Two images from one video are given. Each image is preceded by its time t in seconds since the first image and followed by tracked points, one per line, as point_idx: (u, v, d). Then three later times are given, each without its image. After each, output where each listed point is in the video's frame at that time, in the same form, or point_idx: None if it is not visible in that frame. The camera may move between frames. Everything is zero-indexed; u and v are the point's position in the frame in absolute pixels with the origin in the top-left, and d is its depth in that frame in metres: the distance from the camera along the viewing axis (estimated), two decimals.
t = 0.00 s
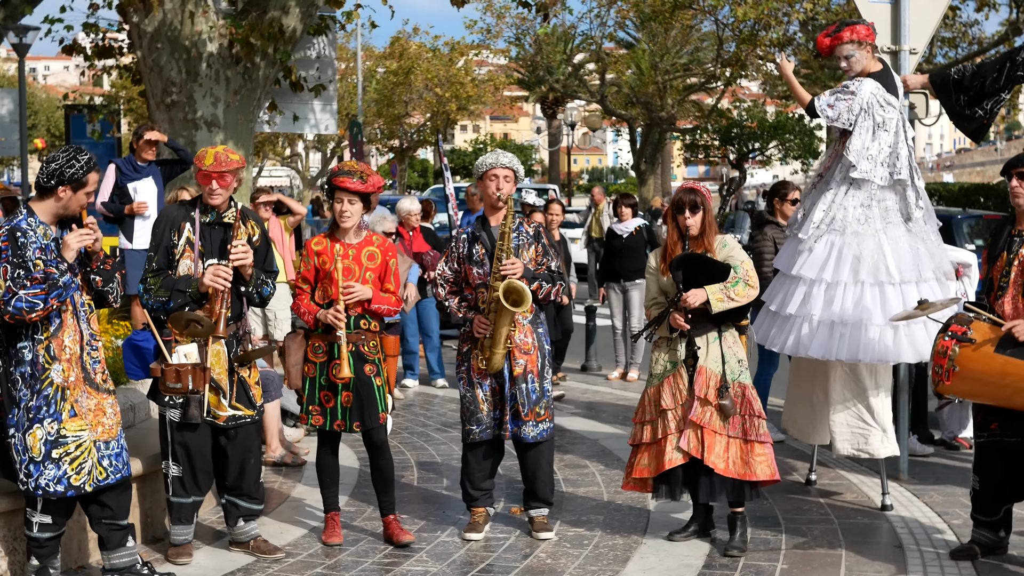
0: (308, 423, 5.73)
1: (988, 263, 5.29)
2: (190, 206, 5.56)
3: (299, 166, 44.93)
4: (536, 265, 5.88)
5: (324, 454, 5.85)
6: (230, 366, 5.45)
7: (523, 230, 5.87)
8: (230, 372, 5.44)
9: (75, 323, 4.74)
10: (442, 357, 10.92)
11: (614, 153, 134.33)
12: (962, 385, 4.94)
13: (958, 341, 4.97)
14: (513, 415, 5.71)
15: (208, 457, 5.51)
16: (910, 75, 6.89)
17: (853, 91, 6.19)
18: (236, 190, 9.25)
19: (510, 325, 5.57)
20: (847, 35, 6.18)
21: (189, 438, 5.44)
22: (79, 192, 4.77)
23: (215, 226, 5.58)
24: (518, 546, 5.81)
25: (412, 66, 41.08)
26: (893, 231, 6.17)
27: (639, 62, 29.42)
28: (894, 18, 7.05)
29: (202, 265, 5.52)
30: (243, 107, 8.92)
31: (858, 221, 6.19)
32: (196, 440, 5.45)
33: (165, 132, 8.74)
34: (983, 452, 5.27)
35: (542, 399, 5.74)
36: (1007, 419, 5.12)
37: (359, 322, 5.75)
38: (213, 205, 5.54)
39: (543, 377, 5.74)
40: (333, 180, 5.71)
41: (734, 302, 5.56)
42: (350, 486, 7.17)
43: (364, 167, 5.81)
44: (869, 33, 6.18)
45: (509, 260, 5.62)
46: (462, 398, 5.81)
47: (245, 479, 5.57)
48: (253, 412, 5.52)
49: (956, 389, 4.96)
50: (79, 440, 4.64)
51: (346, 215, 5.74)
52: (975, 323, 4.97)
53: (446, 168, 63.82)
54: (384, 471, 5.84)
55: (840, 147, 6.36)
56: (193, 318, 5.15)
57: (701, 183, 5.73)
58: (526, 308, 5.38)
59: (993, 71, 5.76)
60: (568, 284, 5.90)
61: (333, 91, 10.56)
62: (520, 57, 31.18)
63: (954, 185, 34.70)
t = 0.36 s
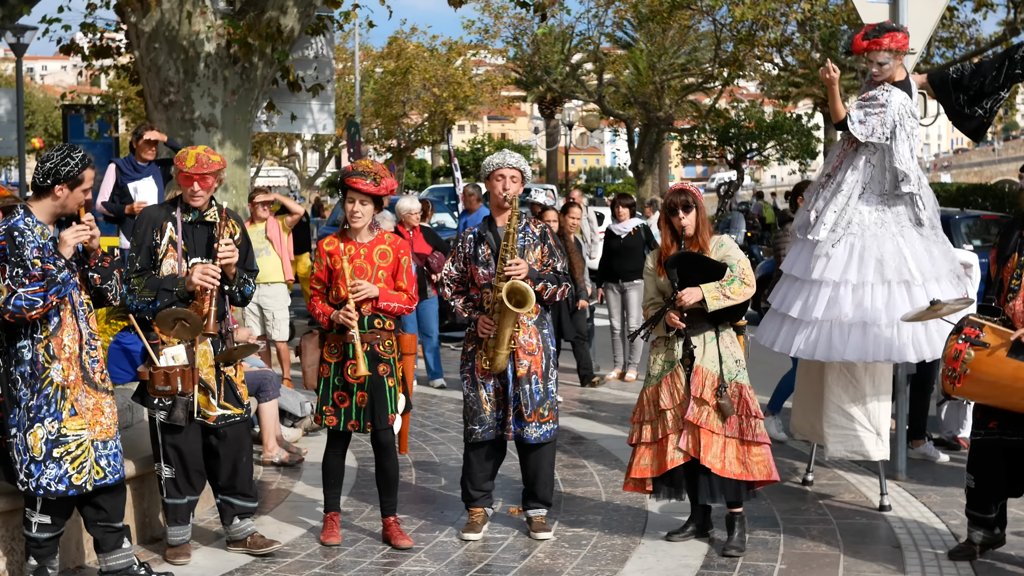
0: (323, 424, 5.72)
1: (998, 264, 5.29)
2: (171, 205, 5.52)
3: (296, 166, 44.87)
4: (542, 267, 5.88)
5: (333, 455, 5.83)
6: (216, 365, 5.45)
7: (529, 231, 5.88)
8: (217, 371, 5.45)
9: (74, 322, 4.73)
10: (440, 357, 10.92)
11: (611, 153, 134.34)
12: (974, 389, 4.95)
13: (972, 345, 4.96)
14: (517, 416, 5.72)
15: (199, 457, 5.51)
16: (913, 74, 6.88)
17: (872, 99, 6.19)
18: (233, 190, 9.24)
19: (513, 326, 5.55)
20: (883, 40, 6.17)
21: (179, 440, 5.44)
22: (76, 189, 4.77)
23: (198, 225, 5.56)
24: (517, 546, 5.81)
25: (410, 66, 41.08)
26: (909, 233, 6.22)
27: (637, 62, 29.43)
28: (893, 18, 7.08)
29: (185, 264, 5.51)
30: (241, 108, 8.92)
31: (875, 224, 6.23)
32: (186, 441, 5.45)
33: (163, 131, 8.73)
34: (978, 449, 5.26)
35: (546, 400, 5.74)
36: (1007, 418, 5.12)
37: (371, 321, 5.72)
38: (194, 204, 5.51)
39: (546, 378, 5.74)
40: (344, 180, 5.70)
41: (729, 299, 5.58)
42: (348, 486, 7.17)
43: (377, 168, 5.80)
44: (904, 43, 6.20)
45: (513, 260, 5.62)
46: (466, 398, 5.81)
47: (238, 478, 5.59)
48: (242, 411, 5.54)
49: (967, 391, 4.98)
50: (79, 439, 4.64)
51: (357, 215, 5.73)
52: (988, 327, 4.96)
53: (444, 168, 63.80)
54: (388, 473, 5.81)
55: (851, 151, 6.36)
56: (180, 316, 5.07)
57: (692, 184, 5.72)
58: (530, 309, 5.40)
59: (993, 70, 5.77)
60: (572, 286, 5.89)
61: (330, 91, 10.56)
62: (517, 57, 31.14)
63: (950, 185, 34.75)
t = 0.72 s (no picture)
0: (333, 425, 5.71)
1: (981, 262, 5.27)
2: (160, 207, 5.49)
3: (294, 165, 44.86)
4: (544, 266, 5.89)
5: (348, 458, 5.82)
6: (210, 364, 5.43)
7: (531, 231, 5.88)
8: (212, 371, 5.44)
9: (70, 321, 4.73)
10: (439, 356, 10.92)
11: (610, 153, 134.35)
12: (955, 386, 4.96)
13: (959, 343, 4.97)
14: (517, 415, 5.72)
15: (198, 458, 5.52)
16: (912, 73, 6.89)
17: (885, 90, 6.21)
18: (231, 189, 9.24)
19: (513, 325, 5.55)
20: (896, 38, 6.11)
21: (177, 442, 5.44)
22: (69, 187, 4.77)
23: (188, 225, 5.54)
24: (515, 545, 5.81)
25: (409, 66, 41.06)
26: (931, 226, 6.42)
27: (635, 62, 29.43)
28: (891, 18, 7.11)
29: (178, 266, 5.50)
30: (239, 107, 8.91)
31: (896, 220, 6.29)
32: (185, 443, 5.45)
33: (161, 130, 8.74)
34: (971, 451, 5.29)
35: (546, 400, 5.73)
36: (995, 418, 5.15)
37: (377, 320, 5.71)
38: (184, 205, 5.49)
39: (546, 378, 5.74)
40: (346, 180, 5.69)
41: (717, 301, 5.48)
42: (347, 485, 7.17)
43: (380, 168, 5.80)
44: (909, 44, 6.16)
45: (514, 260, 5.62)
46: (466, 397, 5.81)
47: (237, 477, 5.59)
48: (239, 412, 5.54)
49: (949, 387, 4.99)
50: (76, 437, 4.64)
51: (357, 214, 5.74)
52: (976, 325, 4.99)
53: (443, 167, 63.80)
54: (390, 473, 5.81)
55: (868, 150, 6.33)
56: (175, 319, 5.09)
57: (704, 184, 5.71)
58: (530, 309, 5.40)
59: (989, 68, 5.76)
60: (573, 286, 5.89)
61: (329, 91, 10.55)
62: (515, 56, 31.13)
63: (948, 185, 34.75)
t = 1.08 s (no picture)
0: (320, 424, 5.71)
1: (958, 262, 5.32)
2: (152, 203, 5.47)
3: (291, 164, 44.83)
4: (537, 266, 5.87)
5: (340, 457, 5.83)
6: (206, 361, 5.44)
7: (525, 230, 5.87)
8: (208, 368, 5.44)
9: (65, 320, 4.73)
10: (436, 355, 10.92)
11: (607, 152, 134.38)
12: (935, 379, 4.97)
13: (936, 334, 4.98)
14: (510, 415, 5.71)
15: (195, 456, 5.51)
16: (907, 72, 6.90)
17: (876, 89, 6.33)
18: (228, 188, 9.23)
19: (507, 325, 5.56)
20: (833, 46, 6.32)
21: (174, 440, 5.43)
22: (65, 187, 4.77)
23: (181, 221, 5.54)
24: (512, 544, 5.81)
25: (406, 65, 41.04)
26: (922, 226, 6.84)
27: (632, 60, 29.43)
28: (887, 18, 7.13)
29: (172, 261, 5.47)
30: (235, 106, 8.91)
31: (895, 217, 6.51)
32: (182, 442, 5.44)
33: (158, 129, 8.73)
34: (961, 448, 5.30)
35: (539, 399, 5.73)
36: (982, 413, 5.15)
37: (366, 319, 5.73)
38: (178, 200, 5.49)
39: (540, 377, 5.74)
40: (342, 180, 5.70)
41: (712, 302, 5.44)
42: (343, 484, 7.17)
43: (374, 171, 5.78)
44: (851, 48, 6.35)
45: (508, 260, 5.62)
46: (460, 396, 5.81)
47: (230, 474, 5.58)
48: (231, 409, 5.55)
49: (929, 381, 4.99)
50: (72, 436, 4.64)
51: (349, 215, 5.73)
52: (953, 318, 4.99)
53: (440, 165, 63.80)
54: (383, 473, 5.82)
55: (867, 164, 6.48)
56: (172, 313, 5.13)
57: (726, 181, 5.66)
58: (525, 309, 5.39)
59: (984, 65, 5.77)
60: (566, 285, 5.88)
61: (325, 90, 10.55)
62: (512, 55, 31.13)
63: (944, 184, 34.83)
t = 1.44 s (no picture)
0: (312, 424, 5.70)
1: (956, 263, 5.34)
2: (152, 205, 5.49)
3: (287, 163, 44.78)
4: (524, 266, 5.88)
5: (333, 456, 5.83)
6: (204, 362, 5.44)
7: (512, 230, 5.86)
8: (206, 368, 5.44)
9: (60, 320, 4.73)
10: (432, 355, 10.92)
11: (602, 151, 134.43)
12: (935, 378, 4.98)
13: (935, 331, 5.00)
14: (499, 415, 5.71)
15: (193, 456, 5.51)
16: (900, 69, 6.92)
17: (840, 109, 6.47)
18: (224, 188, 9.22)
19: (497, 324, 5.57)
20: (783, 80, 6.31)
21: (173, 441, 5.42)
22: (62, 187, 4.77)
23: (180, 224, 5.56)
24: (507, 543, 5.82)
25: (401, 64, 41.02)
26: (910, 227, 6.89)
27: (628, 59, 29.45)
28: (882, 16, 7.13)
29: (172, 264, 5.48)
30: (231, 105, 8.90)
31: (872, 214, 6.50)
32: (180, 441, 5.44)
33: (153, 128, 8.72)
34: (960, 449, 5.29)
35: (528, 398, 5.74)
36: (980, 414, 5.14)
37: (356, 316, 5.72)
38: (178, 202, 5.50)
39: (528, 376, 5.75)
40: (334, 182, 5.68)
41: (711, 312, 5.44)
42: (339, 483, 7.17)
43: (362, 170, 5.81)
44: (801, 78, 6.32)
45: (497, 259, 5.62)
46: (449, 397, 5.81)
47: (229, 473, 5.58)
48: (230, 409, 5.56)
49: (930, 380, 5.00)
50: (66, 437, 4.64)
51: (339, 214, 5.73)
52: (951, 315, 5.02)
53: (435, 165, 63.84)
54: (377, 471, 5.81)
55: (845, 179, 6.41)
56: (170, 318, 5.09)
57: (737, 182, 5.63)
58: (514, 308, 5.39)
59: (977, 62, 5.78)
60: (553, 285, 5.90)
61: (321, 89, 10.53)
62: (508, 54, 31.13)
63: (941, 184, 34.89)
